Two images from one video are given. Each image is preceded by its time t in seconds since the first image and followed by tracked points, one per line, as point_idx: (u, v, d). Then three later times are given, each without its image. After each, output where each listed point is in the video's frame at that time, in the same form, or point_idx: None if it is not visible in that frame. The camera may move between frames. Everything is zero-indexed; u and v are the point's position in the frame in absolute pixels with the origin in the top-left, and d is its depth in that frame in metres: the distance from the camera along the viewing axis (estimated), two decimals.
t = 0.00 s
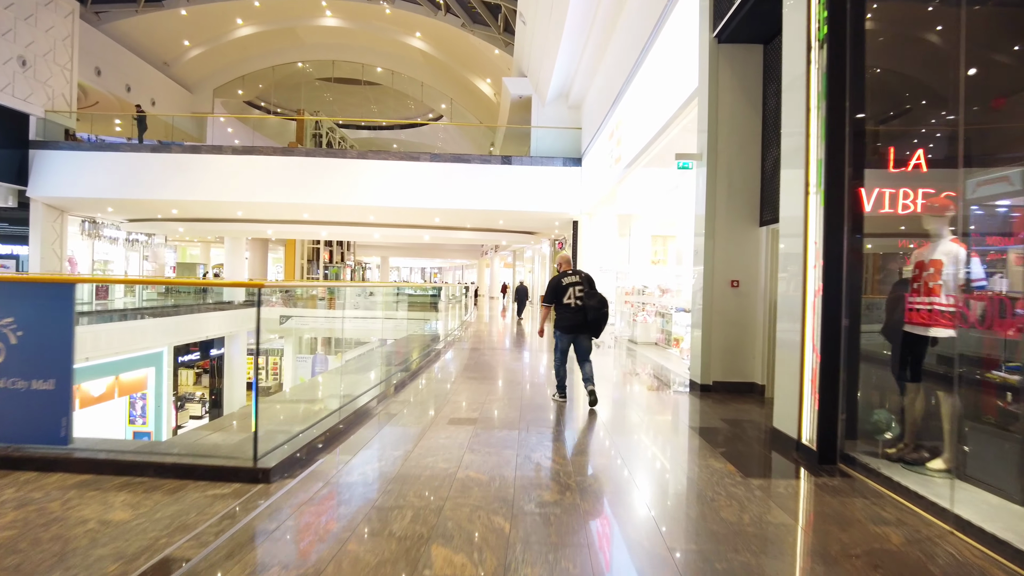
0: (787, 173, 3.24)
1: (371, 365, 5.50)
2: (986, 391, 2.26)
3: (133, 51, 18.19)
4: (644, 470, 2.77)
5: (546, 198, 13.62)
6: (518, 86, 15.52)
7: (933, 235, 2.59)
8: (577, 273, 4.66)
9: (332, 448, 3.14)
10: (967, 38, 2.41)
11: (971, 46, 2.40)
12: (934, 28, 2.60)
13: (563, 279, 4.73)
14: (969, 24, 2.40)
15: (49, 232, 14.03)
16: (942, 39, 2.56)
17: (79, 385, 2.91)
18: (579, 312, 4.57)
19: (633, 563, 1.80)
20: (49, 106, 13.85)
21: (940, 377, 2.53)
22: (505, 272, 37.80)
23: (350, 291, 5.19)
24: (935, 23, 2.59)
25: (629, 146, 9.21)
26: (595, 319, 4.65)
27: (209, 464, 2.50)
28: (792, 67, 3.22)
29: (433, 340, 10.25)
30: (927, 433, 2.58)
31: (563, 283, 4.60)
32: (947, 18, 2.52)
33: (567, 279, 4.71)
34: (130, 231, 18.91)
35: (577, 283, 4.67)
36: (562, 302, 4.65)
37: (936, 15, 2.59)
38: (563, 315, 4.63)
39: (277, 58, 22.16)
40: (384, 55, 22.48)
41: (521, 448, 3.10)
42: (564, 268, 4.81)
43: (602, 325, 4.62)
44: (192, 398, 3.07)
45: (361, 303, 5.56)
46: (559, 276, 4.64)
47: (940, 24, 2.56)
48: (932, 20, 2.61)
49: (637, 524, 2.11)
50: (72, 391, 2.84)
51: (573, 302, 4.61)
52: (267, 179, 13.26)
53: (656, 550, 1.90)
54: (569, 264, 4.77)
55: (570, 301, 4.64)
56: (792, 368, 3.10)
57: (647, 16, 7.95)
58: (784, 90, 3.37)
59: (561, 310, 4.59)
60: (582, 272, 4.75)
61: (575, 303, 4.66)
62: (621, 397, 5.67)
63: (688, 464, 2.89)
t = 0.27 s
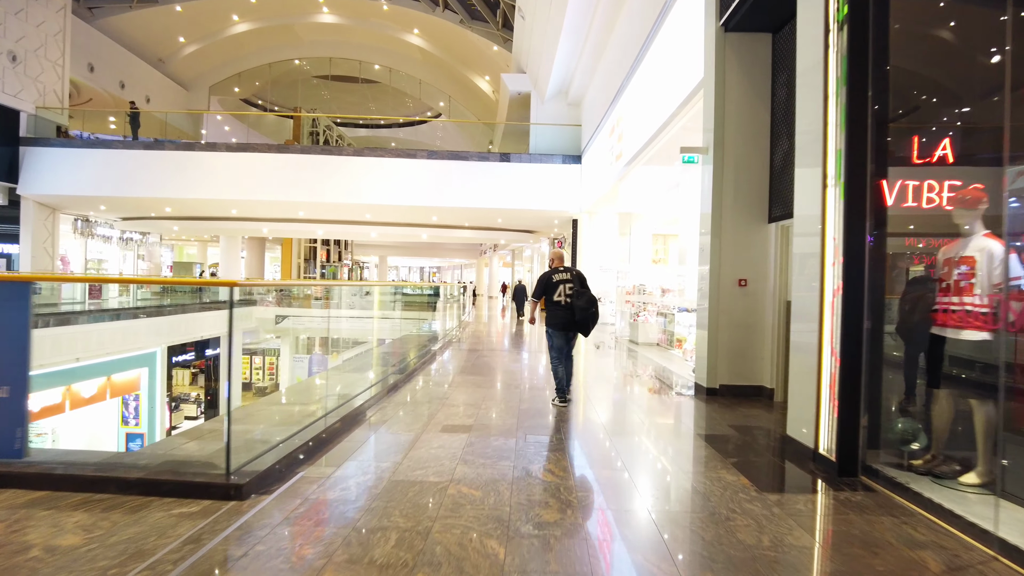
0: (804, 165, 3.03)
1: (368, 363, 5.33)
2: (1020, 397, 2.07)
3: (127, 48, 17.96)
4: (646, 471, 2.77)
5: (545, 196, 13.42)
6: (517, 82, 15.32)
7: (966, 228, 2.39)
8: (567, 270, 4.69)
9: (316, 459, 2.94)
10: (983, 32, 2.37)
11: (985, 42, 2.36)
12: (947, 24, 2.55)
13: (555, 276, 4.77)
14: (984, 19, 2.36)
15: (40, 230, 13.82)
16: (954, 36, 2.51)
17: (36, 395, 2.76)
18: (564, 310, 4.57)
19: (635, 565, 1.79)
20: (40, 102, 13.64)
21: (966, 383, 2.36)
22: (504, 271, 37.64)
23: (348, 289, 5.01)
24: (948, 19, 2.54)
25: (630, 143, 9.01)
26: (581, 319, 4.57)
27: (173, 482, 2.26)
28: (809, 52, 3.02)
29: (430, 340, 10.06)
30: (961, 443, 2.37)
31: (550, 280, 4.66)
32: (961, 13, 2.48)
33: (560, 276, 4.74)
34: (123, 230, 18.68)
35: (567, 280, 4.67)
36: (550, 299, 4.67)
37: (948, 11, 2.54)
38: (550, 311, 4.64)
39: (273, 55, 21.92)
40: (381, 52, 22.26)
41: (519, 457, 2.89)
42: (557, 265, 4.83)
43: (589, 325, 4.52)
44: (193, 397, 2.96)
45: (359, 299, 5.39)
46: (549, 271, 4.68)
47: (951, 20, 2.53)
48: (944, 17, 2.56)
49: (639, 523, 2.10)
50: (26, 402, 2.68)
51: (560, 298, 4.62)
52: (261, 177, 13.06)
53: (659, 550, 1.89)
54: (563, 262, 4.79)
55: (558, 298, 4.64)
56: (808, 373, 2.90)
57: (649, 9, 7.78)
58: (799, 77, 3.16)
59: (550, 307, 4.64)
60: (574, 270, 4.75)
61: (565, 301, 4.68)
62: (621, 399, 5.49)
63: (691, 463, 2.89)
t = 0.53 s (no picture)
0: (817, 161, 2.83)
1: (363, 367, 5.10)
2: None
3: (120, 46, 17.71)
4: (645, 477, 2.76)
5: (544, 196, 13.21)
6: (515, 80, 15.10)
7: (989, 222, 2.23)
8: (559, 274, 4.49)
9: (294, 476, 2.74)
10: (1001, 27, 2.25)
11: (999, 37, 2.26)
12: (954, 23, 2.41)
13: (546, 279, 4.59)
14: (998, 15, 2.25)
15: (28, 231, 13.57)
16: (962, 34, 2.38)
17: None
18: (555, 316, 4.42)
19: None
20: (29, 100, 13.40)
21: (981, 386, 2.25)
22: (502, 272, 37.41)
23: (341, 290, 4.77)
24: (955, 16, 2.41)
25: (629, 140, 8.78)
26: (571, 326, 4.44)
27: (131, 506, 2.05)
28: (822, 39, 2.81)
29: (427, 341, 9.84)
30: (997, 461, 2.16)
31: (541, 284, 4.48)
32: (972, 9, 2.35)
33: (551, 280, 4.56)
34: (115, 231, 18.40)
35: (558, 285, 4.49)
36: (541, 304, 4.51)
37: (956, 8, 2.41)
38: (540, 316, 4.51)
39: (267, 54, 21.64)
40: (377, 51, 22.04)
41: (514, 474, 2.67)
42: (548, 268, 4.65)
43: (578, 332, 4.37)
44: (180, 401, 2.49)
45: (354, 300, 5.16)
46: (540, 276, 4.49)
47: (958, 17, 2.40)
48: (951, 13, 2.42)
49: (638, 532, 2.07)
50: None
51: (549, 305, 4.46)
52: (254, 176, 12.83)
53: (659, 559, 1.86)
54: (554, 265, 4.60)
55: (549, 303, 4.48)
56: (825, 381, 2.69)
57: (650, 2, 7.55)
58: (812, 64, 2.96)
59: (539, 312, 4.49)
60: (565, 273, 4.57)
61: (556, 306, 4.51)
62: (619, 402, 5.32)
63: (691, 468, 2.87)
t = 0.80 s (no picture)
0: (842, 149, 2.62)
1: (361, 368, 4.87)
2: None
3: (114, 45, 17.52)
4: (651, 480, 2.67)
5: (544, 195, 12.99)
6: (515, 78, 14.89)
7: (1005, 218, 2.01)
8: (555, 271, 4.32)
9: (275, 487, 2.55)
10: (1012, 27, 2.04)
11: (1011, 33, 2.05)
12: (966, 18, 2.19)
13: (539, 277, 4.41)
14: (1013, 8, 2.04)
15: (21, 231, 13.37)
16: (977, 30, 2.16)
17: None
18: (556, 313, 4.30)
19: None
20: (21, 99, 13.20)
21: (988, 388, 2.06)
22: (502, 272, 37.21)
23: (339, 290, 4.54)
24: (968, 10, 2.18)
25: (630, 138, 8.56)
26: (571, 321, 4.36)
27: (78, 534, 1.85)
28: (847, 16, 2.59)
29: (426, 342, 9.63)
30: None
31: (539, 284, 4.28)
32: (985, 4, 2.13)
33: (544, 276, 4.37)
34: (110, 232, 18.19)
35: (554, 281, 4.36)
36: (537, 301, 4.34)
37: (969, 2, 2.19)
38: (536, 314, 4.34)
39: (264, 53, 21.41)
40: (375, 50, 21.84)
41: (514, 489, 2.44)
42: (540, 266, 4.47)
43: (579, 328, 4.30)
44: (180, 404, 2.25)
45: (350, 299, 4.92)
46: (537, 272, 4.32)
47: (971, 13, 2.18)
48: (965, 8, 2.20)
49: (644, 542, 1.98)
50: None
51: (549, 301, 4.32)
52: (250, 176, 12.63)
53: (664, 570, 1.78)
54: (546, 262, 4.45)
55: (546, 300, 4.33)
56: (853, 388, 2.48)
57: None
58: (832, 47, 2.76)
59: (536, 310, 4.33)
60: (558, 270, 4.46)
61: (552, 303, 4.38)
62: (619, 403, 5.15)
63: (695, 475, 2.73)
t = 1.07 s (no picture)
0: (874, 140, 2.41)
1: (361, 371, 4.66)
2: None
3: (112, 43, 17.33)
4: (653, 484, 2.66)
5: (547, 194, 12.77)
6: (517, 75, 14.69)
7: None
8: (545, 274, 4.17)
9: (255, 508, 2.34)
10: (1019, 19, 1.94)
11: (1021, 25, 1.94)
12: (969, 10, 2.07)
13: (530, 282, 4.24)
14: None
15: (16, 231, 13.17)
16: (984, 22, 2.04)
17: None
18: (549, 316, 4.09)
19: None
20: (16, 97, 13.00)
21: (1008, 396, 1.93)
22: (505, 272, 36.98)
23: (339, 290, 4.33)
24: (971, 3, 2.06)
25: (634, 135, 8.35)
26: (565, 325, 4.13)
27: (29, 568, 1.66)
28: None
29: (427, 341, 9.42)
30: None
31: (527, 287, 4.12)
32: None
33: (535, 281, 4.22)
34: (108, 231, 17.97)
35: (545, 285, 4.17)
36: (528, 306, 4.15)
37: None
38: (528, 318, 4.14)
39: (264, 51, 21.19)
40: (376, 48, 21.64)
41: (515, 513, 2.22)
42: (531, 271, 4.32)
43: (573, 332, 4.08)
44: (178, 405, 2.45)
45: (350, 300, 4.71)
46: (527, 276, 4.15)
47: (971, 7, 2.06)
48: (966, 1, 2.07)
49: (646, 547, 1.98)
50: None
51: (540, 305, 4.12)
52: (247, 174, 12.43)
53: None
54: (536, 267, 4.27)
55: (538, 304, 4.14)
56: (886, 403, 2.27)
57: None
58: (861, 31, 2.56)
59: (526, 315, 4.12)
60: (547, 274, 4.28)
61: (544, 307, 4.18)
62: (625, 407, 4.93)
63: (700, 478, 2.74)
